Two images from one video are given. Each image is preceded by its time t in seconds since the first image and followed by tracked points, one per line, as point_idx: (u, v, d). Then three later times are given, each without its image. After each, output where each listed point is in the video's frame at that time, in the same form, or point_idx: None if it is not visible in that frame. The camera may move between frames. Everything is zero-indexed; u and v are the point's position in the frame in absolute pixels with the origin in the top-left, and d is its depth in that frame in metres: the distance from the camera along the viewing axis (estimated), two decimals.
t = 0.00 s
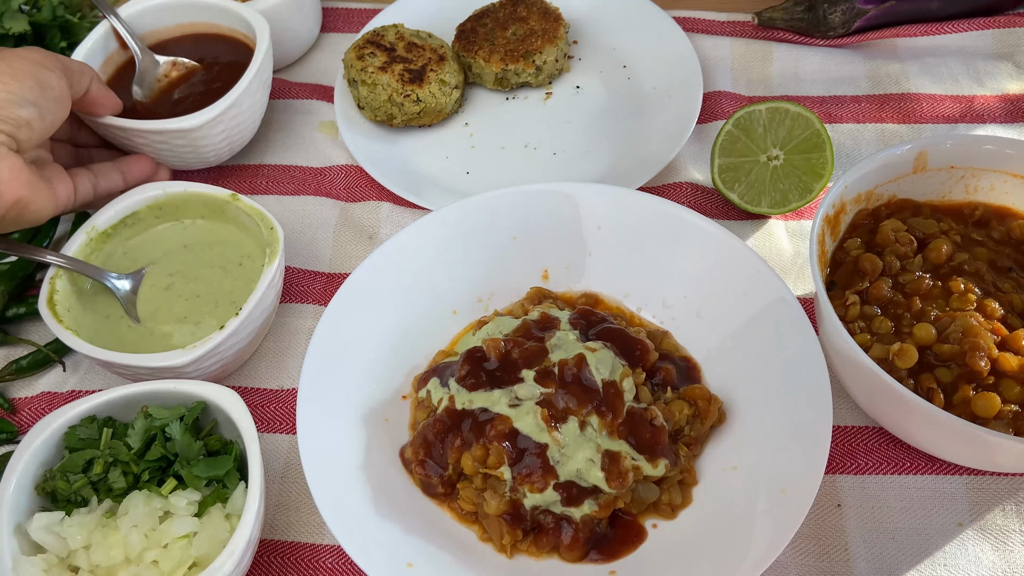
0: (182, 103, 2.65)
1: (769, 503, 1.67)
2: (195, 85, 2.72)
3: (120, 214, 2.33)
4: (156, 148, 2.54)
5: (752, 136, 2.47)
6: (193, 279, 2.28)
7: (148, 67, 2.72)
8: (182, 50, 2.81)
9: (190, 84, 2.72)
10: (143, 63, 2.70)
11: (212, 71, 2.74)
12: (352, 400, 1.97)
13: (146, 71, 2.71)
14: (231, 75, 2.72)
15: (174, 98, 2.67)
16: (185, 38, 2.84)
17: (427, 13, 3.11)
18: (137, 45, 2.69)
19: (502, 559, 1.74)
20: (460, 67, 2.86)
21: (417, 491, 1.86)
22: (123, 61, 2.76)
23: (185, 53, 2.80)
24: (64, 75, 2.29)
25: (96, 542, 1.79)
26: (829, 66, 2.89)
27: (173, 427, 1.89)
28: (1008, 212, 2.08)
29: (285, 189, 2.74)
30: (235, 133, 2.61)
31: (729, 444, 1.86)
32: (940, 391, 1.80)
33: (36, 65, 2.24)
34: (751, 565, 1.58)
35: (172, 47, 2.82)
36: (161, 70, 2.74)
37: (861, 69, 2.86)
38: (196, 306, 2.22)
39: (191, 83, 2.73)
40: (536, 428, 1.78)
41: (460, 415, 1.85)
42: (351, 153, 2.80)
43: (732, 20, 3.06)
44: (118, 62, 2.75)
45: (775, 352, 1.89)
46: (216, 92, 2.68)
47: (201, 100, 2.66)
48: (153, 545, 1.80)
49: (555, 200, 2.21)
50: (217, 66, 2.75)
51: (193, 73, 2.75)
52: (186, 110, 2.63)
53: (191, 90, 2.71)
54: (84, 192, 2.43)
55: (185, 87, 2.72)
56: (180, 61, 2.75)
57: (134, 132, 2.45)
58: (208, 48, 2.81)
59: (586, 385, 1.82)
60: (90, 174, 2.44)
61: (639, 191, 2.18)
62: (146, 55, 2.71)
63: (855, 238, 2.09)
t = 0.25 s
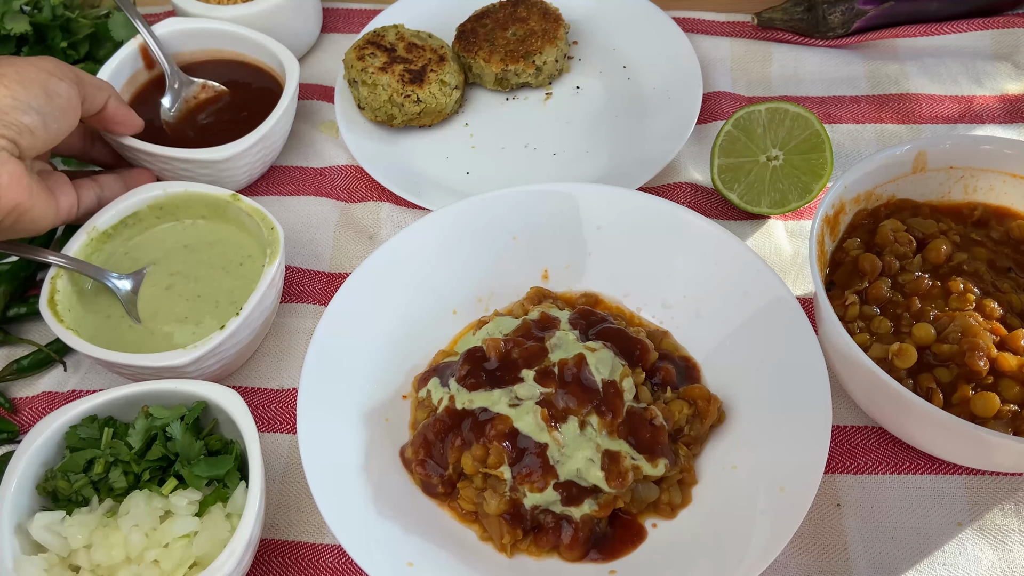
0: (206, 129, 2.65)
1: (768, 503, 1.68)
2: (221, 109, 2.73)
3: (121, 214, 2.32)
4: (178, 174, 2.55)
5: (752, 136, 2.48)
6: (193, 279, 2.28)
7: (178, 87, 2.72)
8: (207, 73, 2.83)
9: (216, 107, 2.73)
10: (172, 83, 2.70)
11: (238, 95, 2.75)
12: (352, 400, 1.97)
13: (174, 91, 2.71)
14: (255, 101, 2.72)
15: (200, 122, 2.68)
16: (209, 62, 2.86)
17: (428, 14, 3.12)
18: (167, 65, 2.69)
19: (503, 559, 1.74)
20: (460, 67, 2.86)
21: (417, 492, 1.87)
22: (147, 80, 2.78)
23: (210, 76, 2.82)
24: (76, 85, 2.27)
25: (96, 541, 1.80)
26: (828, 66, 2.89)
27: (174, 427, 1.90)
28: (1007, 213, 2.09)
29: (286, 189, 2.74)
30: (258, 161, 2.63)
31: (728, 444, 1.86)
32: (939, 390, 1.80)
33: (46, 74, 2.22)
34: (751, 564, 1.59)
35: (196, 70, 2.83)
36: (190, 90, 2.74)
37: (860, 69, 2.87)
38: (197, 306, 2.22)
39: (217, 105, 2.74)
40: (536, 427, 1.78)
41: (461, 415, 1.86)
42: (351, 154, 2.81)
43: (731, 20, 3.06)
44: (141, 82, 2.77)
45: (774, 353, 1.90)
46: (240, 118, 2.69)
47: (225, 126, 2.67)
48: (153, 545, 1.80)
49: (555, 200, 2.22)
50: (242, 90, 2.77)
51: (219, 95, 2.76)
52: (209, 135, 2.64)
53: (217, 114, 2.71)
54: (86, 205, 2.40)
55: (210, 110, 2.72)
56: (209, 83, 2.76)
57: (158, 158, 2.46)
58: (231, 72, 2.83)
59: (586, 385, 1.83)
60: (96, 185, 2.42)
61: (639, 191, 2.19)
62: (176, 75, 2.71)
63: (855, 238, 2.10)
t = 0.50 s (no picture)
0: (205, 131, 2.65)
1: (768, 502, 1.68)
2: (220, 111, 2.73)
3: (122, 214, 2.33)
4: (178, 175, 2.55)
5: (751, 136, 2.48)
6: (193, 279, 2.29)
7: (177, 93, 2.72)
8: (206, 76, 2.83)
9: (215, 110, 2.74)
10: (172, 89, 2.71)
11: (236, 97, 2.75)
12: (353, 400, 1.98)
13: (174, 98, 2.72)
14: (254, 102, 2.72)
15: (198, 124, 2.68)
16: (209, 65, 2.86)
17: (428, 14, 3.12)
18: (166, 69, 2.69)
19: (503, 558, 1.75)
20: (460, 67, 2.87)
21: (418, 491, 1.87)
22: (147, 87, 2.79)
23: (209, 79, 2.82)
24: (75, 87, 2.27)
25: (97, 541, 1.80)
26: (828, 67, 2.90)
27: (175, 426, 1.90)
28: (1006, 213, 2.09)
29: (286, 189, 2.75)
30: (258, 162, 2.63)
31: (728, 444, 1.87)
32: (938, 390, 1.81)
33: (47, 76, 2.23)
34: (751, 564, 1.59)
35: (196, 74, 2.84)
36: (190, 95, 2.74)
37: (859, 70, 2.87)
38: (198, 306, 2.23)
39: (215, 108, 2.74)
40: (536, 427, 1.79)
41: (461, 415, 1.86)
42: (352, 154, 2.81)
43: (731, 20, 3.07)
44: (141, 89, 2.77)
45: (773, 352, 1.90)
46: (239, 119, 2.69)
47: (225, 127, 2.67)
48: (154, 544, 1.81)
49: (554, 201, 2.22)
50: (241, 93, 2.77)
51: (218, 98, 2.76)
52: (209, 137, 2.64)
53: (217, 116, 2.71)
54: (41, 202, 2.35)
55: (209, 113, 2.73)
56: (210, 86, 2.77)
57: (157, 161, 2.47)
58: (230, 75, 2.83)
59: (586, 385, 1.83)
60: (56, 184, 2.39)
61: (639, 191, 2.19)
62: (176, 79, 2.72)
63: (854, 238, 2.10)
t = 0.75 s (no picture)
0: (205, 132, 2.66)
1: (767, 502, 1.68)
2: (220, 111, 2.74)
3: (123, 214, 2.33)
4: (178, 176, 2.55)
5: (751, 136, 2.49)
6: (194, 279, 2.29)
7: (178, 94, 2.74)
8: (206, 76, 2.83)
9: (215, 110, 2.74)
10: (172, 90, 2.72)
11: (237, 97, 2.76)
12: (353, 400, 1.98)
13: (175, 98, 2.73)
14: (254, 102, 2.73)
15: (198, 124, 2.68)
16: (209, 66, 2.86)
17: (428, 15, 3.13)
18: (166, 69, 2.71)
19: (503, 558, 1.75)
20: (460, 68, 2.87)
21: (418, 491, 1.87)
22: (147, 88, 2.79)
23: (210, 79, 2.82)
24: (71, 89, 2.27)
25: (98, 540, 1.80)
26: (827, 67, 2.90)
27: (175, 426, 1.90)
28: (1005, 213, 2.09)
29: (287, 190, 2.75)
30: (258, 162, 2.63)
31: (727, 443, 1.87)
32: (937, 390, 1.81)
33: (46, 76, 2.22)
34: (750, 563, 1.59)
35: (196, 74, 2.84)
36: (190, 95, 2.76)
37: (859, 70, 2.88)
38: (198, 306, 2.23)
39: (215, 108, 2.74)
40: (536, 426, 1.79)
41: (461, 414, 1.86)
42: (352, 154, 2.82)
43: (731, 21, 3.07)
44: (142, 90, 2.78)
45: (773, 352, 1.90)
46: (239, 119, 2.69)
47: (225, 127, 2.67)
48: (155, 543, 1.82)
49: (554, 201, 2.23)
50: (241, 93, 2.77)
51: (219, 98, 2.77)
52: (209, 136, 2.65)
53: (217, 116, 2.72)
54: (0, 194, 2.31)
55: (209, 113, 2.73)
56: (211, 86, 2.78)
57: (157, 161, 2.47)
58: (230, 75, 2.84)
59: (586, 385, 1.83)
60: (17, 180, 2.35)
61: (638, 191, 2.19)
62: (177, 79, 2.73)
63: (854, 238, 2.10)
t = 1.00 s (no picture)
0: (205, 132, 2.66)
1: (766, 501, 1.69)
2: (220, 112, 2.74)
3: (123, 214, 2.34)
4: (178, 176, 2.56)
5: (750, 136, 2.49)
6: (194, 279, 2.30)
7: (178, 94, 2.74)
8: (207, 76, 2.84)
9: (216, 110, 2.74)
10: (173, 89, 2.73)
11: (237, 98, 2.76)
12: (353, 399, 1.98)
13: (175, 98, 2.73)
14: (255, 102, 2.73)
15: (198, 125, 2.69)
16: (210, 66, 2.87)
17: (428, 15, 3.13)
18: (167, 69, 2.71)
19: (503, 557, 1.75)
20: (460, 68, 2.88)
21: (418, 490, 1.88)
22: (148, 88, 2.80)
23: (210, 79, 2.83)
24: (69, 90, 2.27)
25: (99, 539, 1.81)
26: (826, 67, 2.91)
27: (176, 425, 1.90)
28: (1004, 213, 2.10)
29: (287, 190, 2.76)
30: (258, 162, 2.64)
31: (727, 443, 1.88)
32: (936, 390, 1.81)
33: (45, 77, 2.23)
34: (750, 562, 1.59)
35: (197, 74, 2.84)
36: (191, 96, 2.76)
37: (858, 70, 2.88)
38: (198, 306, 2.23)
39: (216, 108, 2.75)
40: (536, 426, 1.80)
41: (461, 414, 1.87)
42: (352, 154, 2.82)
43: (730, 21, 3.08)
44: (142, 90, 2.78)
45: (772, 352, 1.91)
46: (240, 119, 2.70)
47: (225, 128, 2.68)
48: (156, 542, 1.82)
49: (554, 201, 2.23)
50: (241, 93, 2.78)
51: (219, 98, 2.77)
52: (209, 136, 2.65)
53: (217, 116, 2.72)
54: None
55: (210, 113, 2.74)
56: (211, 86, 2.78)
57: (158, 161, 2.47)
58: (230, 76, 2.84)
59: (586, 384, 1.84)
60: None
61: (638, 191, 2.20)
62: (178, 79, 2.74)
63: (853, 238, 2.11)
